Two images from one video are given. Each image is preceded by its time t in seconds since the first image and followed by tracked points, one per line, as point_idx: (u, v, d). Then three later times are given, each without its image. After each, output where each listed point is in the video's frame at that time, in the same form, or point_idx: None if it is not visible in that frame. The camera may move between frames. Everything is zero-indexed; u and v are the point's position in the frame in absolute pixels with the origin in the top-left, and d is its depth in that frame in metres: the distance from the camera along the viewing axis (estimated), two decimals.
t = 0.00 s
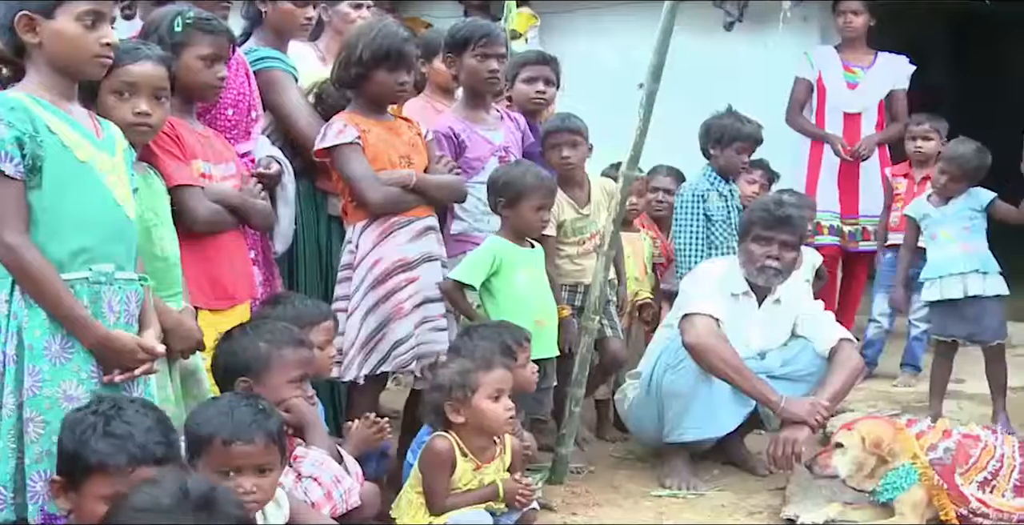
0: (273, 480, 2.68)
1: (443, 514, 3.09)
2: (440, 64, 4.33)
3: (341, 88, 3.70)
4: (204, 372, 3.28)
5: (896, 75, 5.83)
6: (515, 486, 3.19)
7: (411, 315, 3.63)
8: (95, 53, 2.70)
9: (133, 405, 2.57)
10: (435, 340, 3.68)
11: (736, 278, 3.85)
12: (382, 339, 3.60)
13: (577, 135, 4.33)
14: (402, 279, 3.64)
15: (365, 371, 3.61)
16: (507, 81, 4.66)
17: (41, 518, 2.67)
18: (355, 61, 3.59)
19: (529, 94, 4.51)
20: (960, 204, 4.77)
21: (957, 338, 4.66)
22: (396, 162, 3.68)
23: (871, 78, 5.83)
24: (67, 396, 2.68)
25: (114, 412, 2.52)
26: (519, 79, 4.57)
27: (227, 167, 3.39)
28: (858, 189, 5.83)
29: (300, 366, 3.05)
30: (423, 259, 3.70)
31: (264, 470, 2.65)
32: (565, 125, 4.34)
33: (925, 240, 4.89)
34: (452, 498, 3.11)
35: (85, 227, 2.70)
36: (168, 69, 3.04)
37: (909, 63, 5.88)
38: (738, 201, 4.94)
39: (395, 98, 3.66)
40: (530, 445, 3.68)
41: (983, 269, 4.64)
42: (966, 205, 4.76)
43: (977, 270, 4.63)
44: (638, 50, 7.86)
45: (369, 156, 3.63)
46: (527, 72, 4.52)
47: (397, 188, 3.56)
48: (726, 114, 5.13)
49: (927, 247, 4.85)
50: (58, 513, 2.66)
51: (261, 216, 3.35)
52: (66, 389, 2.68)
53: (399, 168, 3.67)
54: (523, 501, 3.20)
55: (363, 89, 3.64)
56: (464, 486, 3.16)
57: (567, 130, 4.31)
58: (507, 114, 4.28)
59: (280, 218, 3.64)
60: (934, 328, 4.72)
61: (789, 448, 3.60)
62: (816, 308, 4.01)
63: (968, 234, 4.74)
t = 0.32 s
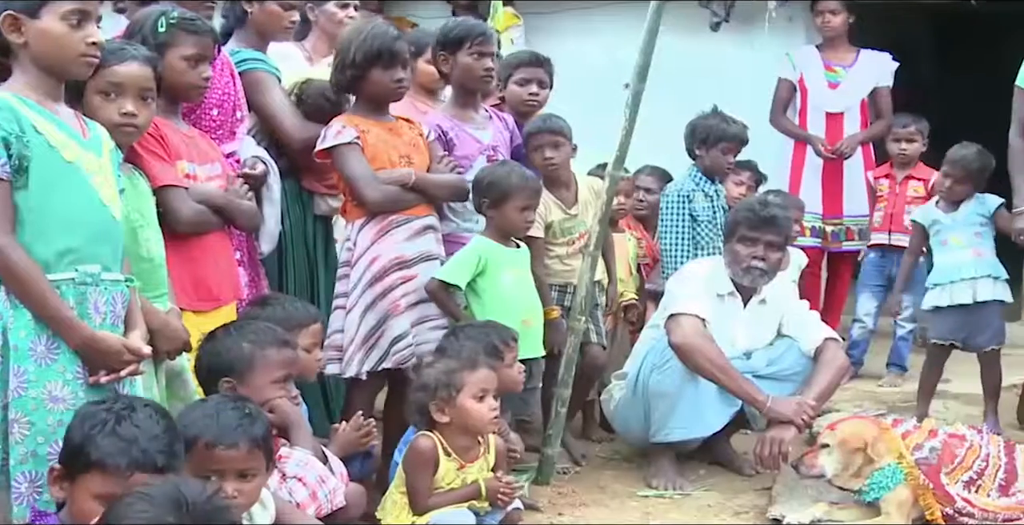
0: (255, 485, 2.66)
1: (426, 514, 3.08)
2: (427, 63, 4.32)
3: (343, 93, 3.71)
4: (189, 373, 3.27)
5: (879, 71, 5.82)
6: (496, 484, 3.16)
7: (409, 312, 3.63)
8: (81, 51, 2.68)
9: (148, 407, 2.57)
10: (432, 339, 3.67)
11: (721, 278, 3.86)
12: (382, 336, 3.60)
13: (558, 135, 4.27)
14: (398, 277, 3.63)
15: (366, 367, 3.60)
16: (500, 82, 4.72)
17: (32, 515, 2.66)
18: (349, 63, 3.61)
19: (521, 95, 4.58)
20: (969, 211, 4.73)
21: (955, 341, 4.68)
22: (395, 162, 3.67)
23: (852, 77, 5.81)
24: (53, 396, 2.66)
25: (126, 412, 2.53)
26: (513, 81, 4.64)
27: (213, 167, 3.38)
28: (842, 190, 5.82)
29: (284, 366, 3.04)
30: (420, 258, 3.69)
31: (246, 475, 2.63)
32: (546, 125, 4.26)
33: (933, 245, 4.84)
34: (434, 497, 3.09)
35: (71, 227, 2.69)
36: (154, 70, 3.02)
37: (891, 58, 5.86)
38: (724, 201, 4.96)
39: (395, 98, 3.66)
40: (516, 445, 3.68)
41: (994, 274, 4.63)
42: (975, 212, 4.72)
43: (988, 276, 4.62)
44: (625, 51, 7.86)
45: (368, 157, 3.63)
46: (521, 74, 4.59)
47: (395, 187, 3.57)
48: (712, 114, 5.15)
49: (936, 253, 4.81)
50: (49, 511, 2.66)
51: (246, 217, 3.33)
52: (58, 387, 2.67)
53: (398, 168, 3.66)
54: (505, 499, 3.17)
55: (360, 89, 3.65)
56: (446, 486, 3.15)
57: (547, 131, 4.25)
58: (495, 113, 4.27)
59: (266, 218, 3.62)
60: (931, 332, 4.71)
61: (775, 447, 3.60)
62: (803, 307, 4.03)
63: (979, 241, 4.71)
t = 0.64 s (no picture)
0: (235, 490, 2.65)
1: (409, 513, 3.07)
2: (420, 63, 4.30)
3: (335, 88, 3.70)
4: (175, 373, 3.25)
5: (858, 66, 5.85)
6: (479, 482, 3.15)
7: (396, 313, 3.62)
8: (69, 51, 2.67)
9: (132, 414, 2.55)
10: (420, 339, 3.66)
11: (707, 278, 3.87)
12: (368, 336, 3.61)
13: (551, 132, 4.28)
14: (385, 278, 3.63)
15: (352, 367, 3.62)
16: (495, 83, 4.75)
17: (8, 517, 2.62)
18: (347, 59, 3.60)
19: (519, 98, 4.65)
20: (985, 209, 4.62)
21: (945, 337, 4.66)
22: (385, 162, 3.67)
23: (831, 73, 5.83)
24: (37, 397, 2.64)
25: (110, 418, 2.51)
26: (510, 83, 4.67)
27: (197, 168, 3.38)
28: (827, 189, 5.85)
29: (270, 366, 3.03)
30: (408, 258, 3.68)
31: (224, 481, 2.62)
32: (538, 122, 4.30)
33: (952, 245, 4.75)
34: (417, 497, 3.08)
35: (57, 227, 2.67)
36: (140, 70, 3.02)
37: (868, 52, 5.89)
38: (709, 201, 4.95)
39: (389, 97, 3.66)
40: (501, 445, 3.68)
41: (993, 277, 4.51)
42: (988, 211, 4.60)
43: (987, 278, 4.51)
44: (612, 51, 7.87)
45: (358, 156, 3.61)
46: (519, 77, 4.63)
47: (384, 188, 3.56)
48: (698, 114, 5.14)
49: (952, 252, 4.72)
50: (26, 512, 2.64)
51: (231, 219, 3.32)
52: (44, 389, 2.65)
53: (387, 168, 3.65)
54: (488, 497, 3.15)
55: (355, 87, 3.64)
56: (429, 485, 3.14)
57: (539, 127, 4.27)
58: (489, 112, 4.32)
59: (251, 217, 3.61)
60: (930, 323, 4.69)
61: (761, 447, 3.61)
62: (788, 307, 4.04)
63: (988, 240, 4.58)
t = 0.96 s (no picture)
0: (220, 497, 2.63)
1: (392, 513, 3.06)
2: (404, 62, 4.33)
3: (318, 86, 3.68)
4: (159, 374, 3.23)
5: (834, 63, 5.90)
6: (462, 482, 3.14)
7: (374, 314, 3.61)
8: (56, 51, 2.65)
9: (112, 413, 2.55)
10: (398, 339, 3.66)
11: (692, 278, 3.87)
12: (348, 336, 3.58)
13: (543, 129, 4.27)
14: (364, 279, 3.61)
15: (332, 367, 3.59)
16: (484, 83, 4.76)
17: None
18: (332, 57, 3.58)
19: (505, 97, 4.64)
20: (972, 209, 4.56)
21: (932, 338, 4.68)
22: (365, 162, 3.66)
23: (812, 69, 5.84)
24: (21, 397, 2.63)
25: (89, 416, 2.50)
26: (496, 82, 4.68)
27: (182, 168, 3.36)
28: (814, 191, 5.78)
29: (258, 367, 3.01)
30: (387, 259, 3.67)
31: (206, 490, 2.61)
32: (535, 119, 4.28)
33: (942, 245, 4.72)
34: (400, 496, 3.07)
35: (41, 228, 2.66)
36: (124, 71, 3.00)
37: (840, 49, 5.95)
38: (694, 202, 4.96)
39: (371, 97, 3.64)
40: (486, 446, 3.66)
41: (981, 277, 4.47)
42: (975, 211, 4.54)
43: (973, 278, 4.48)
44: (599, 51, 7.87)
45: (339, 156, 3.60)
46: (505, 75, 4.64)
47: (364, 189, 3.54)
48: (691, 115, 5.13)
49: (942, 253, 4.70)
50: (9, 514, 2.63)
51: (217, 219, 3.31)
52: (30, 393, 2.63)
53: (367, 168, 3.64)
54: (471, 496, 3.14)
55: (338, 84, 3.62)
56: (412, 484, 3.13)
57: (536, 125, 4.26)
58: (493, 112, 4.37)
59: (235, 218, 3.61)
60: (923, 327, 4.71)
61: (747, 447, 3.62)
62: (773, 307, 4.05)
63: (974, 240, 4.54)
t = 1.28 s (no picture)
0: (210, 491, 2.61)
1: (378, 513, 3.04)
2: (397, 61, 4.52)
3: (299, 85, 3.66)
4: (143, 374, 3.22)
5: (816, 64, 5.93)
6: (447, 482, 3.12)
7: (354, 316, 3.59)
8: (45, 52, 2.67)
9: (92, 413, 2.53)
10: (378, 343, 3.62)
11: (678, 278, 3.86)
12: (326, 339, 3.57)
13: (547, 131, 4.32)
14: (343, 280, 3.59)
15: (310, 370, 3.58)
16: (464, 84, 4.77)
17: None
18: (311, 53, 3.57)
19: (488, 95, 4.63)
20: (946, 207, 4.62)
21: (907, 337, 4.69)
22: (346, 163, 3.63)
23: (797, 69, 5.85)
24: (9, 399, 2.65)
25: (70, 419, 2.48)
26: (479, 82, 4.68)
27: (167, 168, 3.33)
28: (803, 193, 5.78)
29: (243, 366, 2.99)
30: (366, 261, 3.65)
31: (201, 480, 2.58)
32: (539, 121, 4.31)
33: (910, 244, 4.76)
34: (385, 496, 3.06)
35: (26, 229, 2.66)
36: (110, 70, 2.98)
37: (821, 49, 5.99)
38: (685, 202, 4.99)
39: (352, 92, 3.62)
40: (472, 447, 3.65)
41: (964, 276, 4.53)
42: (951, 210, 4.60)
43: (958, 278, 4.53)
44: (585, 51, 7.86)
45: (319, 156, 3.57)
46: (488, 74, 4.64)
47: (344, 189, 3.54)
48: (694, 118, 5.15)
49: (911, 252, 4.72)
50: None
51: (203, 219, 3.29)
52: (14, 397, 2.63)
53: (348, 169, 3.63)
54: (457, 496, 3.12)
55: (319, 81, 3.59)
56: (399, 484, 3.12)
57: (539, 127, 4.29)
58: (487, 114, 4.34)
59: (221, 218, 3.59)
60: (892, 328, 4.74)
61: (734, 446, 3.62)
62: (759, 307, 4.05)
63: (952, 240, 4.60)
